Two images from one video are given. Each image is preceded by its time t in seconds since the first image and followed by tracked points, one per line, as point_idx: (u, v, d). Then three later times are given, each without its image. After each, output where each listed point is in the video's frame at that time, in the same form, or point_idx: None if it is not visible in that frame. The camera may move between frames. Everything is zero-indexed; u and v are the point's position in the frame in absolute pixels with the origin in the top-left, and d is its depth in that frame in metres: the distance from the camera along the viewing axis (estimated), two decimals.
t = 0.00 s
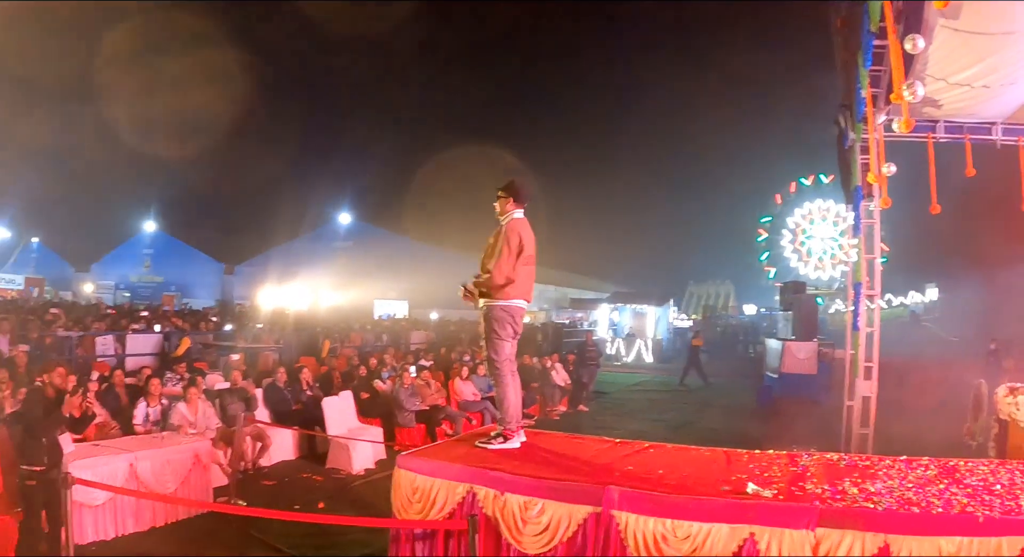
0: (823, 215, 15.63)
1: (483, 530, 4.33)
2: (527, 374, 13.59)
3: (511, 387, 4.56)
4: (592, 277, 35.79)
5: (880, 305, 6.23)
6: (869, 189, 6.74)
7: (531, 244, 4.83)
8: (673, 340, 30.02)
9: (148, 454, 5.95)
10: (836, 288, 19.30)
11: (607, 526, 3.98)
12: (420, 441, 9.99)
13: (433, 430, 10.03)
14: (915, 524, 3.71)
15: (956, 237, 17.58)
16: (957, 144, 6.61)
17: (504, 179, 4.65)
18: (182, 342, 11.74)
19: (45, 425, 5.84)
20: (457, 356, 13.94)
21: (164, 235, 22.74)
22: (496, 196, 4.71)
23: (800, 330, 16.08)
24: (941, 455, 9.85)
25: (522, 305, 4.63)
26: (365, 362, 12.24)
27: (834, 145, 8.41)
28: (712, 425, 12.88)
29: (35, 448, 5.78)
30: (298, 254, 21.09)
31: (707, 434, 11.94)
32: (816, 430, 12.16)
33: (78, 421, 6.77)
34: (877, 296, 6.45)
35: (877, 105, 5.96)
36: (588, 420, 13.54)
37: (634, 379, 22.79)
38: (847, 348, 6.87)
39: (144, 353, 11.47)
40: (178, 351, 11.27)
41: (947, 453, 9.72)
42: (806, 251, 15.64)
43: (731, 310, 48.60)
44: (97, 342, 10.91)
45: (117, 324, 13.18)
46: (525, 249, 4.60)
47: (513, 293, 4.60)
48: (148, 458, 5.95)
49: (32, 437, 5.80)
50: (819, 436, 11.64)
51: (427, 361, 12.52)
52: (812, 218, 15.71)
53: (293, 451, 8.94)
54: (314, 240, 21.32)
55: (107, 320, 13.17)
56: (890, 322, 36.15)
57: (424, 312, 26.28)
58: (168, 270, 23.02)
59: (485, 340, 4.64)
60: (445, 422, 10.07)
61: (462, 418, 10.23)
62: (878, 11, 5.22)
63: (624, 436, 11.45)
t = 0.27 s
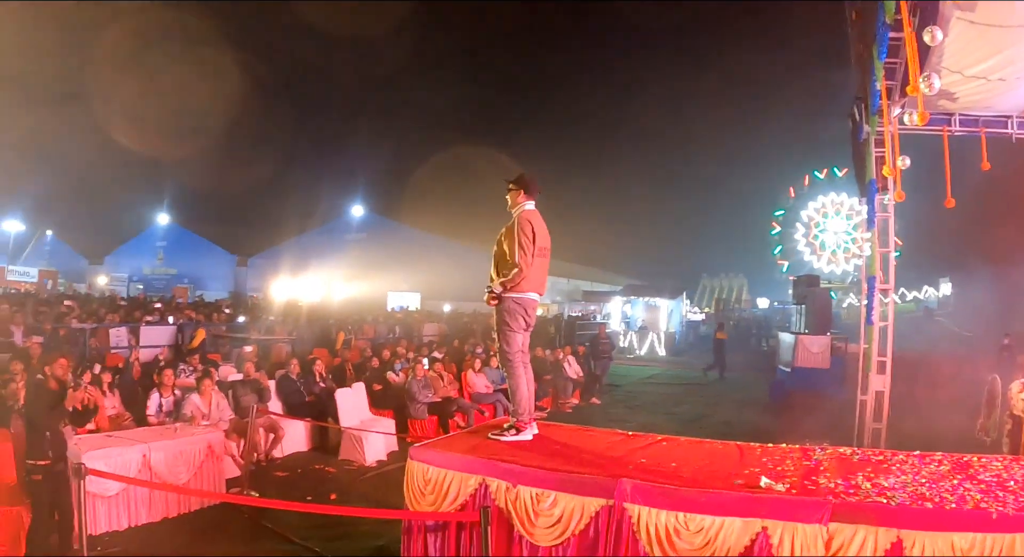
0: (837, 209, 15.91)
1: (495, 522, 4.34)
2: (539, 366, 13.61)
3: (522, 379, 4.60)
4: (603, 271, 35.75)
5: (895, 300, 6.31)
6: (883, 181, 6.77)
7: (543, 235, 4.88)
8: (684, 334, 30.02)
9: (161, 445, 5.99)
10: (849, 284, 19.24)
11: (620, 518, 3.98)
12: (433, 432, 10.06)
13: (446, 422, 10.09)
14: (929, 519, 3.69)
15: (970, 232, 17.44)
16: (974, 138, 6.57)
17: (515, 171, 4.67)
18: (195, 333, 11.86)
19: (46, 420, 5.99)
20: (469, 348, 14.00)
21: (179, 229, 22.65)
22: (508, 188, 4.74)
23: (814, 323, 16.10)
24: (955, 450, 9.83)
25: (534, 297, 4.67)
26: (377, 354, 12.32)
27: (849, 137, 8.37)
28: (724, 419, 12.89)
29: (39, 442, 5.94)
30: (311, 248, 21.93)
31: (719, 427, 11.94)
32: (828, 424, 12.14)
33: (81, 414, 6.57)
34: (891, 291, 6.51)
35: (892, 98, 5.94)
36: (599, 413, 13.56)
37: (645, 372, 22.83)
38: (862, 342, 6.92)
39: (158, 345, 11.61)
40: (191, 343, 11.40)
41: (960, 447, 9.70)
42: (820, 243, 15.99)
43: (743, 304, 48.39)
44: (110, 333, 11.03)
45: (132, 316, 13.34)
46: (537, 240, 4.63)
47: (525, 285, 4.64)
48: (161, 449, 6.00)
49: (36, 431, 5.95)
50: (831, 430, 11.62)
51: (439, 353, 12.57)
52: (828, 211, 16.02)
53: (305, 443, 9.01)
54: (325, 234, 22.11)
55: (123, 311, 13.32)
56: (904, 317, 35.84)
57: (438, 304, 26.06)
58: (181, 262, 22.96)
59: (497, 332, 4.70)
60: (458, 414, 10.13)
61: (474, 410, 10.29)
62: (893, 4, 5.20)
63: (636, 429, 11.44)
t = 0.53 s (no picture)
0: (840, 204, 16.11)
1: (497, 514, 4.34)
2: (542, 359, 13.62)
3: (525, 371, 4.63)
4: (606, 266, 35.74)
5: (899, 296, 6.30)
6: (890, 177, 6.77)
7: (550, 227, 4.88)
8: (687, 329, 30.04)
9: (164, 435, 6.00)
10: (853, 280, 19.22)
11: (622, 512, 3.98)
12: (436, 424, 10.08)
13: (448, 414, 10.11)
14: (933, 517, 3.68)
15: (975, 231, 17.39)
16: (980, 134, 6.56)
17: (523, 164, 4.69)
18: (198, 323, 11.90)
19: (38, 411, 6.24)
20: (473, 340, 14.02)
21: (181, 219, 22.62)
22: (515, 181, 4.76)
23: (818, 319, 15.94)
24: (958, 446, 9.80)
25: (537, 291, 4.70)
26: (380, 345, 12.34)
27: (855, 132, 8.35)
28: (726, 414, 12.89)
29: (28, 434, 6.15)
30: (316, 238, 22.02)
31: (721, 422, 11.94)
32: (830, 420, 12.14)
33: (70, 407, 6.66)
34: (896, 287, 6.52)
35: (899, 93, 5.93)
36: (601, 406, 13.57)
37: (648, 366, 22.86)
38: (865, 338, 6.92)
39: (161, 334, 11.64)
40: (194, 333, 11.44)
41: (964, 444, 9.67)
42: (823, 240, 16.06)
43: (747, 300, 48.35)
44: (114, 323, 11.05)
45: (136, 306, 13.39)
46: (543, 233, 4.66)
47: (529, 278, 4.67)
48: (163, 439, 6.01)
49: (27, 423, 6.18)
50: (833, 426, 11.62)
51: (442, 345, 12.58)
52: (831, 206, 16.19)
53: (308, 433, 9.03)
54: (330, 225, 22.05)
55: (126, 301, 13.32)
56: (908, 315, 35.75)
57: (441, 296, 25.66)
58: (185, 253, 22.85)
59: (500, 324, 4.74)
60: (460, 405, 10.14)
61: (477, 402, 10.31)
62: None
63: (638, 423, 11.45)
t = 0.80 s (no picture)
0: (835, 205, 16.91)
1: (493, 517, 4.34)
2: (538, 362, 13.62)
3: (521, 374, 4.64)
4: (602, 267, 35.76)
5: (894, 296, 6.30)
6: (884, 177, 6.79)
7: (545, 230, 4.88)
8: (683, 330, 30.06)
9: (159, 440, 6.00)
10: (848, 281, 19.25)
11: (618, 514, 3.97)
12: (432, 427, 10.06)
13: (444, 417, 10.10)
14: (928, 517, 3.68)
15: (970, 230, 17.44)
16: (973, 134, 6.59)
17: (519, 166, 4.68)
18: (193, 328, 11.90)
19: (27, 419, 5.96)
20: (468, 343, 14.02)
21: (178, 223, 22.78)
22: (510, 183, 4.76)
23: (814, 319, 15.93)
24: (953, 445, 9.81)
25: (533, 292, 4.72)
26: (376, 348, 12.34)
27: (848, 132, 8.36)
28: (722, 414, 12.89)
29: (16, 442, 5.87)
30: (312, 242, 22.12)
31: (717, 423, 11.94)
32: (827, 420, 12.15)
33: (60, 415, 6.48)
34: (891, 287, 6.52)
35: (892, 93, 5.95)
36: (598, 408, 13.58)
37: (645, 367, 22.87)
38: (860, 338, 6.92)
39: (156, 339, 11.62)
40: (189, 338, 11.43)
41: (960, 444, 9.67)
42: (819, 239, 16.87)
43: (743, 300, 48.43)
44: (109, 328, 11.03)
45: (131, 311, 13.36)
46: (538, 235, 4.66)
47: (525, 281, 4.68)
48: (159, 444, 6.01)
49: (15, 431, 5.90)
50: (829, 426, 11.63)
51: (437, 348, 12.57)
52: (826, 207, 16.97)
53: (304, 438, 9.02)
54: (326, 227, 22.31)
55: (122, 306, 13.30)
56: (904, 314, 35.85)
57: (437, 298, 25.17)
58: (181, 257, 22.87)
59: (496, 326, 4.74)
60: (456, 408, 10.14)
61: (474, 404, 10.31)
62: None
63: (634, 425, 11.45)
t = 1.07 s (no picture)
0: (835, 205, 16.89)
1: (492, 517, 4.33)
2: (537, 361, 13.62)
3: (521, 373, 4.64)
4: (603, 267, 35.76)
5: (894, 296, 6.30)
6: (884, 177, 6.79)
7: (545, 229, 4.89)
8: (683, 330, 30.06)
9: (158, 439, 6.00)
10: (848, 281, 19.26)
11: (617, 513, 3.97)
12: (431, 427, 10.03)
13: (444, 416, 10.09)
14: (929, 517, 3.68)
15: (971, 230, 17.41)
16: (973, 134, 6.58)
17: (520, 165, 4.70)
18: (192, 327, 11.91)
19: (22, 420, 5.90)
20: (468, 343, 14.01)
21: (177, 223, 22.79)
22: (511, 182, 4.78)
23: (814, 319, 15.95)
24: (953, 445, 9.81)
25: (532, 291, 4.72)
26: (375, 348, 12.33)
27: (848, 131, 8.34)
28: (722, 414, 12.88)
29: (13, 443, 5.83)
30: (310, 241, 22.23)
31: (717, 423, 11.93)
32: (827, 420, 12.14)
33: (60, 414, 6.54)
34: (891, 286, 6.51)
35: (892, 93, 5.95)
36: (598, 408, 13.56)
37: (645, 367, 22.84)
38: (860, 338, 6.92)
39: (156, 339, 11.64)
40: (188, 338, 11.45)
41: (960, 444, 9.65)
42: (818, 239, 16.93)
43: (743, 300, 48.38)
44: (109, 328, 11.04)
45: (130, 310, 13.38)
46: (537, 235, 4.68)
47: (524, 279, 4.69)
48: (158, 444, 6.00)
49: (12, 431, 5.85)
50: (829, 426, 11.61)
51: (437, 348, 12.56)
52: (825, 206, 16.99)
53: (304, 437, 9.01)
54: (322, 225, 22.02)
55: (120, 305, 13.27)
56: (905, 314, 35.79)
57: (437, 298, 25.07)
58: (180, 257, 22.83)
59: (495, 325, 4.74)
60: (455, 408, 10.13)
61: (473, 405, 10.28)
62: None
63: (634, 424, 11.43)
